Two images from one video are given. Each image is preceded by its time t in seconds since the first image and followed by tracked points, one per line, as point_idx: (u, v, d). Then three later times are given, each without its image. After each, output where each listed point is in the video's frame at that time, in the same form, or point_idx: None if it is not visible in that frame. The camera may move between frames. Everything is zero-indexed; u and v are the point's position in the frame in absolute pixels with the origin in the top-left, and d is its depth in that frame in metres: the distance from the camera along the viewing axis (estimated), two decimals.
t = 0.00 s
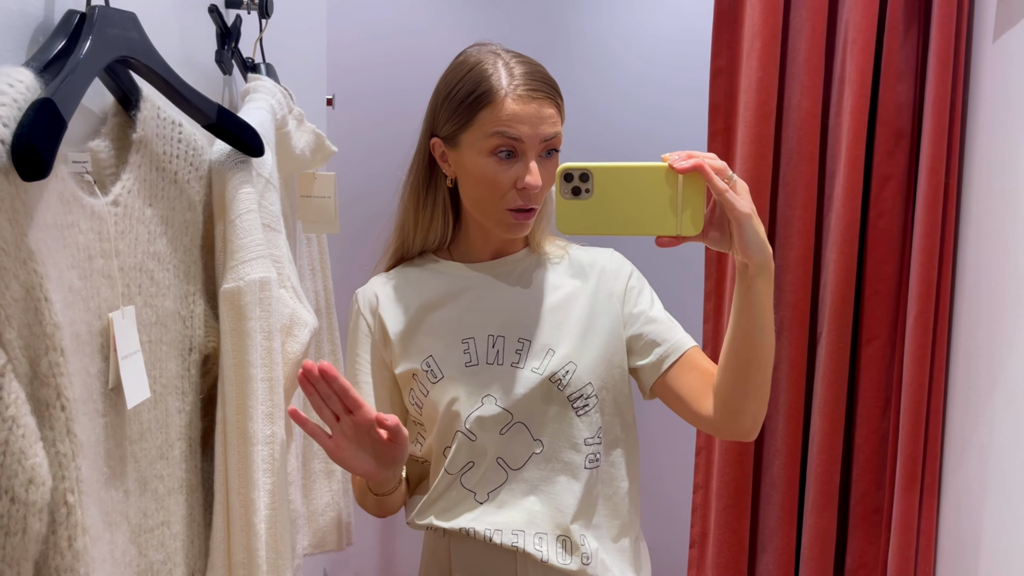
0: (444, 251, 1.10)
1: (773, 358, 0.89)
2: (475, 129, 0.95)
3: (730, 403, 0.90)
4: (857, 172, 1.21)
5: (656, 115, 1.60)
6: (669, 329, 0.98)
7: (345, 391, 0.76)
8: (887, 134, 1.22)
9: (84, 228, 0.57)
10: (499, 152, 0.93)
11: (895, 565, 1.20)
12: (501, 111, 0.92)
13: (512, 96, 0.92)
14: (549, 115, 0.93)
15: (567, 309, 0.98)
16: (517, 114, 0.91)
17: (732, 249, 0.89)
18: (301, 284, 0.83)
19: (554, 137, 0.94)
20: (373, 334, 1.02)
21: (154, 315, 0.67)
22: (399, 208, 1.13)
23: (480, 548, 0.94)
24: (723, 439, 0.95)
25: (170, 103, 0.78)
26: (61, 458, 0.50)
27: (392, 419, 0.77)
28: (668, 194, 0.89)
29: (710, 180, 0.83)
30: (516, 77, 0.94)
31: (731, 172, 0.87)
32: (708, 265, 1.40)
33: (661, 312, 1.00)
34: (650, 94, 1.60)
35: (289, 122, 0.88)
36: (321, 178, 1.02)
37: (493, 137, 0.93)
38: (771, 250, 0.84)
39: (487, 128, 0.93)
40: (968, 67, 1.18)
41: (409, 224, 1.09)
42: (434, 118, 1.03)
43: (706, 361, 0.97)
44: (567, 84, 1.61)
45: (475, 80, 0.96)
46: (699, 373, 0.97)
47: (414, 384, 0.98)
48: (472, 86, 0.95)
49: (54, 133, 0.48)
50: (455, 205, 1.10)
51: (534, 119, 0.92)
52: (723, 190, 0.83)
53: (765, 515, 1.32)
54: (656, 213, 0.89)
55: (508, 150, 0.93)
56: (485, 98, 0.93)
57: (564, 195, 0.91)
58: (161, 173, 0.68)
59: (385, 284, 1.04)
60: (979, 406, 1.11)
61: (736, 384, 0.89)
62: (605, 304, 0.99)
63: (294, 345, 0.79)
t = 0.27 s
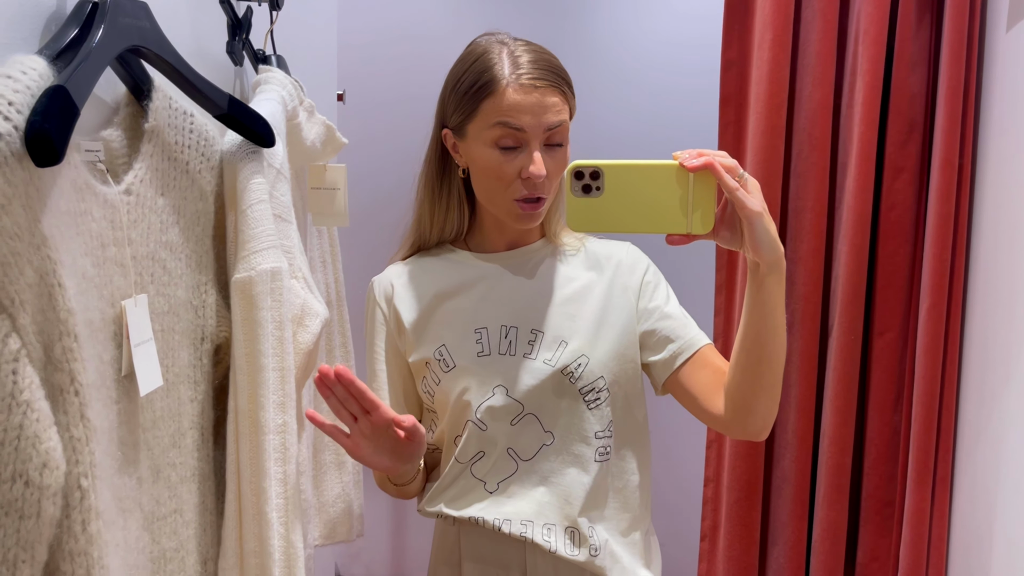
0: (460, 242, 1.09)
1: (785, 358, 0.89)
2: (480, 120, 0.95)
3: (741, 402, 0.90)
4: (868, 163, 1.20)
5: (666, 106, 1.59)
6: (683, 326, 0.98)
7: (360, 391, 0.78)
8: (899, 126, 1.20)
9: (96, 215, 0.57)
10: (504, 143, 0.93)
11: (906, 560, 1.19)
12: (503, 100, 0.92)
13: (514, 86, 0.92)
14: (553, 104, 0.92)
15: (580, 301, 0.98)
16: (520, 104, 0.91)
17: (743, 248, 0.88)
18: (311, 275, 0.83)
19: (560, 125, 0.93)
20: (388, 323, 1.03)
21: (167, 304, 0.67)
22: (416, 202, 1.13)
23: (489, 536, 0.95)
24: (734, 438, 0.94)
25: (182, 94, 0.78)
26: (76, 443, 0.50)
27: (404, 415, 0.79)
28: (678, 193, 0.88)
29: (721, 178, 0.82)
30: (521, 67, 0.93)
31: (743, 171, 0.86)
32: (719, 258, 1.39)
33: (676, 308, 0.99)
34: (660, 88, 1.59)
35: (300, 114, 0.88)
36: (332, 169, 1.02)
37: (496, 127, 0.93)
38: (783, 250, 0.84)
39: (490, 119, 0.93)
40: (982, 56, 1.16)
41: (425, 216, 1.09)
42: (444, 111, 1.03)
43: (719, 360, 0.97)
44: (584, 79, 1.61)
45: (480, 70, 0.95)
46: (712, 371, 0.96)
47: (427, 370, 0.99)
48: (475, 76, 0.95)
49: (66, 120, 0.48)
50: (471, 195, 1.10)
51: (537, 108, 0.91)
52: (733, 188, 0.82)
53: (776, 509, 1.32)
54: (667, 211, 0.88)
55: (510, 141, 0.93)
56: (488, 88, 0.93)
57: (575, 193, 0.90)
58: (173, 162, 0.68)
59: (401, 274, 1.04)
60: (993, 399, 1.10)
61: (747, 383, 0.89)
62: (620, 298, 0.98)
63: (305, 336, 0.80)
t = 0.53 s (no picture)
0: (478, 235, 1.10)
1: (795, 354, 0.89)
2: (486, 112, 0.95)
3: (750, 399, 0.90)
4: (877, 155, 1.19)
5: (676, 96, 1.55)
6: (697, 322, 0.98)
7: (375, 338, 0.84)
8: (908, 118, 1.20)
9: (112, 205, 0.58)
10: (509, 135, 0.94)
11: (916, 553, 1.19)
12: (506, 93, 0.92)
13: (516, 78, 0.92)
14: (558, 94, 0.92)
15: (595, 296, 0.98)
16: (524, 95, 0.91)
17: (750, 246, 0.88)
18: (323, 266, 0.84)
19: (566, 115, 0.93)
20: (404, 312, 1.03)
21: (180, 293, 0.68)
22: (433, 199, 1.13)
23: (503, 526, 0.96)
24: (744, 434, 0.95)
25: (194, 87, 0.79)
26: (94, 427, 0.51)
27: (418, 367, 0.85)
28: (686, 191, 0.88)
29: (728, 175, 0.82)
30: (527, 58, 0.94)
31: (749, 168, 0.86)
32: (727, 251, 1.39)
33: (690, 304, 0.99)
34: (669, 78, 1.55)
35: (311, 106, 0.89)
36: (343, 162, 1.03)
37: (501, 119, 0.94)
38: (791, 247, 0.83)
39: (495, 111, 0.94)
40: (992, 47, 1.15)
41: (440, 212, 1.09)
42: (456, 104, 1.04)
43: (731, 356, 0.97)
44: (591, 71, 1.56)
45: (486, 62, 0.96)
46: (723, 368, 0.96)
47: (442, 362, 0.99)
48: (482, 69, 0.96)
49: (84, 109, 0.49)
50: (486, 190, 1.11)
51: (540, 99, 0.92)
52: (740, 185, 0.82)
53: (785, 502, 1.32)
54: (675, 207, 0.88)
55: (515, 133, 0.94)
56: (493, 80, 0.94)
57: (584, 189, 0.90)
58: (186, 153, 0.69)
59: (419, 264, 1.05)
60: (1003, 390, 1.09)
61: (755, 381, 0.89)
62: (634, 293, 0.99)
63: (317, 326, 0.80)
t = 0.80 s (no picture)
0: (491, 231, 1.11)
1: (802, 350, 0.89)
2: (499, 110, 0.97)
3: (759, 395, 0.91)
4: (883, 151, 1.19)
5: (680, 94, 1.55)
6: (707, 318, 0.98)
7: (391, 322, 0.84)
8: (914, 114, 1.20)
9: (130, 200, 0.59)
10: (521, 133, 0.95)
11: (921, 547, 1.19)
12: (520, 92, 0.94)
13: (531, 77, 0.93)
14: (571, 95, 0.93)
15: (606, 292, 0.99)
16: (538, 94, 0.93)
17: (756, 241, 0.89)
18: (334, 261, 0.85)
19: (579, 115, 0.94)
20: (418, 309, 1.04)
21: (195, 287, 0.69)
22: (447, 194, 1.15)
23: (517, 519, 0.97)
24: (752, 429, 0.95)
25: (208, 85, 0.80)
26: (113, 416, 0.53)
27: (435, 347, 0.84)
28: (692, 187, 0.89)
29: (732, 171, 0.83)
30: (541, 57, 0.95)
31: (754, 164, 0.86)
32: (734, 247, 1.39)
33: (700, 300, 1.00)
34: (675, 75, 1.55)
35: (322, 104, 0.90)
36: (353, 159, 1.04)
37: (513, 118, 0.95)
38: (795, 241, 0.84)
39: (508, 109, 0.95)
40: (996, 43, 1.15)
41: (454, 208, 1.10)
42: (470, 102, 1.05)
43: (740, 352, 0.98)
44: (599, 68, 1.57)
45: (501, 61, 0.97)
46: (732, 364, 0.97)
47: (456, 357, 1.01)
48: (496, 67, 0.97)
49: (104, 107, 0.50)
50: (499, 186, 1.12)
51: (554, 99, 0.93)
52: (745, 181, 0.82)
53: (791, 496, 1.32)
54: (682, 203, 0.89)
55: (528, 131, 0.95)
56: (507, 79, 0.95)
57: (592, 186, 0.91)
58: (200, 151, 0.70)
59: (433, 261, 1.05)
60: (1008, 385, 1.09)
61: (763, 377, 0.89)
62: (646, 289, 1.00)
63: (328, 320, 0.82)
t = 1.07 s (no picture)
0: (498, 229, 1.11)
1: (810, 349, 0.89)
2: (508, 108, 0.97)
3: (766, 393, 0.90)
4: (889, 148, 1.19)
5: (687, 89, 1.53)
6: (716, 316, 0.98)
7: (395, 314, 0.84)
8: (920, 111, 1.19)
9: (137, 199, 0.60)
10: (530, 131, 0.95)
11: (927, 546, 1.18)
12: (530, 90, 0.94)
13: (541, 75, 0.93)
14: (581, 93, 0.93)
15: (614, 290, 0.99)
16: (548, 92, 0.93)
17: (763, 238, 0.88)
18: (340, 259, 0.85)
19: (589, 114, 0.94)
20: (427, 307, 1.05)
21: (202, 286, 0.70)
22: (455, 189, 1.15)
23: (525, 516, 0.97)
24: (760, 426, 0.95)
25: (215, 84, 0.81)
26: (121, 413, 0.53)
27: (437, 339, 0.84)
28: (698, 185, 0.88)
29: (738, 168, 0.83)
30: (551, 56, 0.95)
31: (760, 161, 0.86)
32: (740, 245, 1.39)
33: (708, 298, 0.99)
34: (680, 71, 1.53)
35: (328, 103, 0.90)
36: (359, 158, 1.04)
37: (522, 116, 0.95)
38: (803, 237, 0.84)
39: (517, 107, 0.95)
40: (1003, 39, 1.14)
41: (462, 205, 1.11)
42: (480, 100, 1.06)
43: (749, 349, 0.97)
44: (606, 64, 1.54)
45: (511, 58, 0.97)
46: (741, 361, 0.97)
47: (464, 356, 1.01)
48: (506, 65, 0.97)
49: (111, 106, 0.51)
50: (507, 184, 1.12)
51: (564, 98, 0.93)
52: (751, 177, 0.82)
53: (797, 494, 1.31)
54: (689, 200, 0.89)
55: (537, 129, 0.95)
56: (517, 76, 0.95)
57: (600, 186, 0.91)
58: (207, 150, 0.71)
59: (441, 260, 1.06)
60: (1016, 382, 1.08)
61: (771, 373, 0.89)
62: (654, 287, 0.99)
63: (334, 318, 0.82)
